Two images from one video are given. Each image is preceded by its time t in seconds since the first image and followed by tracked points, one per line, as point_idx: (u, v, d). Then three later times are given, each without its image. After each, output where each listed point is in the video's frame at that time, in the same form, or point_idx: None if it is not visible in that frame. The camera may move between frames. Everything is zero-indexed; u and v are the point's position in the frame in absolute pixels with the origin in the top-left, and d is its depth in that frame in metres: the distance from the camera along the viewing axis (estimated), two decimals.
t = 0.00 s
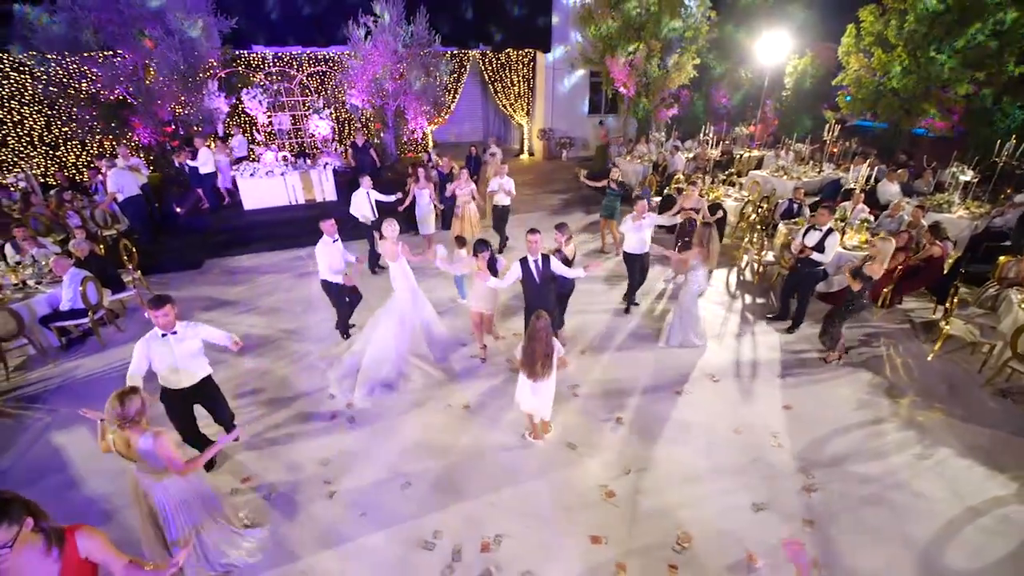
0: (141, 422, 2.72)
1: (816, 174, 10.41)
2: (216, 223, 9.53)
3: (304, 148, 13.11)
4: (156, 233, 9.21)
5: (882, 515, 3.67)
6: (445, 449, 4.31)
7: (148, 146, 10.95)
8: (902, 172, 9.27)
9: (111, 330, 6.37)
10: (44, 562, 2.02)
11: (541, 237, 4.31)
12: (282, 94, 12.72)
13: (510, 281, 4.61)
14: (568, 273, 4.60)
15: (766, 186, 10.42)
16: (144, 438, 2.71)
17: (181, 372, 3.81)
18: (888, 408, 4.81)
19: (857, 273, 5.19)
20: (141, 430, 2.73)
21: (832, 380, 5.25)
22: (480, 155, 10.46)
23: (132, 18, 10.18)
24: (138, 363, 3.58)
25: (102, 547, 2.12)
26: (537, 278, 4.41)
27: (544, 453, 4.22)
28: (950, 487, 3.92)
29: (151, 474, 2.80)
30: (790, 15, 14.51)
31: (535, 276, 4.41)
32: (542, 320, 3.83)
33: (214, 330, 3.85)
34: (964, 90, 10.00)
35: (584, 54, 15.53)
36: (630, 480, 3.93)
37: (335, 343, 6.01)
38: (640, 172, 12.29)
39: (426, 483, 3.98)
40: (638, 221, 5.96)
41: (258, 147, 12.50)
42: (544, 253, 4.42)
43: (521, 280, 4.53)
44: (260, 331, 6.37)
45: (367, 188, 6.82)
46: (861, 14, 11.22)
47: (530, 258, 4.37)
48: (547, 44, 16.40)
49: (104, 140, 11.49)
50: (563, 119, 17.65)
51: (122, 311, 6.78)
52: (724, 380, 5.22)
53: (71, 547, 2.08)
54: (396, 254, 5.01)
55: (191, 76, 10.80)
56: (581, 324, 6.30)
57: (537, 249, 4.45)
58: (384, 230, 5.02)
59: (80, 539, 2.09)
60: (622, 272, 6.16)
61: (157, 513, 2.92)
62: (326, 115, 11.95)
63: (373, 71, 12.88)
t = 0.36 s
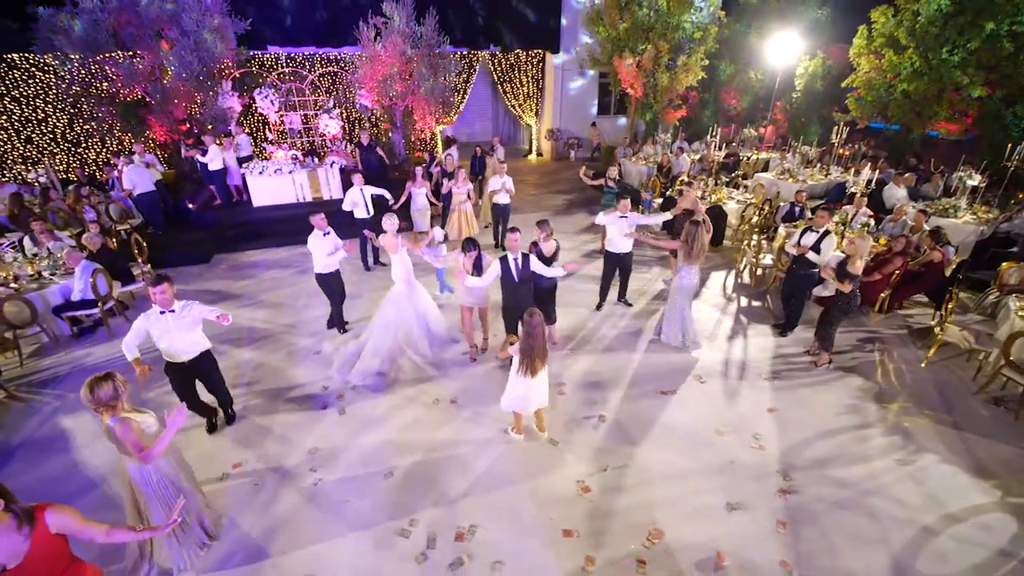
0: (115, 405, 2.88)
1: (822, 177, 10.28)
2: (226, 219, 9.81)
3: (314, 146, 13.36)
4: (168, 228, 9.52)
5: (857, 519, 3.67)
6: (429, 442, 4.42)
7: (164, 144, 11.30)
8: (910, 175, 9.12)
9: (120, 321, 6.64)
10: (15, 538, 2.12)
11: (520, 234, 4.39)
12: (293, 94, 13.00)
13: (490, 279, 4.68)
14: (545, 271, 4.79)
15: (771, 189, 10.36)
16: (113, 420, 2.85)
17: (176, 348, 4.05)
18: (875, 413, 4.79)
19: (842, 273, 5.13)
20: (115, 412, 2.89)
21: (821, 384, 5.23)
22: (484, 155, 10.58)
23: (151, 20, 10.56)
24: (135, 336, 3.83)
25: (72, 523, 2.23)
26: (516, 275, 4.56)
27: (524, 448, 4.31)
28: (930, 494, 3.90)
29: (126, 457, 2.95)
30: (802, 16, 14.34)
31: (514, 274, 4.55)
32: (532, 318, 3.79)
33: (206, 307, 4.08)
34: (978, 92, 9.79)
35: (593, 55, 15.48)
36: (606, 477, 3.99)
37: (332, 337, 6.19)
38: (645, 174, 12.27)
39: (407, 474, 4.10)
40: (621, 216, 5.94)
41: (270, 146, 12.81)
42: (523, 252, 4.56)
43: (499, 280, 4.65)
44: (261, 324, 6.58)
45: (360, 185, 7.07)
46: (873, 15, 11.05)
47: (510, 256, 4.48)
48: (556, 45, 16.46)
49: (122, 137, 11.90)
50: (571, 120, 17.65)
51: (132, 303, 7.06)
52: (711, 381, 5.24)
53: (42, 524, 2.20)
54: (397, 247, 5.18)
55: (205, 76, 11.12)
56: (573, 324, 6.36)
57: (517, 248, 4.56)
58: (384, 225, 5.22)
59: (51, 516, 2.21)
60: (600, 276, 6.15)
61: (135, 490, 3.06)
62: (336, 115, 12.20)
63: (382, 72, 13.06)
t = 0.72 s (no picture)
0: (96, 401, 2.94)
1: (818, 178, 10.29)
2: (226, 217, 10.01)
3: (315, 146, 13.56)
4: (170, 225, 9.74)
5: (823, 515, 3.74)
6: (409, 435, 4.55)
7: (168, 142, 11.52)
8: (905, 177, 9.11)
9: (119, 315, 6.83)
10: None
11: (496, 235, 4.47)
12: (295, 94, 13.20)
13: (465, 279, 4.75)
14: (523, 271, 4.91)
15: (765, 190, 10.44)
16: (94, 414, 2.95)
17: (166, 340, 4.20)
18: (851, 412, 4.84)
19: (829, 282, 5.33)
20: (96, 408, 2.96)
21: (800, 383, 5.29)
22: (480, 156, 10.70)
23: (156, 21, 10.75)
24: (125, 323, 4.00)
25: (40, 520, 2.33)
26: (494, 276, 4.61)
27: (501, 442, 4.42)
28: (898, 492, 3.95)
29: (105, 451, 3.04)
30: (802, 17, 14.33)
31: (492, 274, 4.61)
32: (524, 315, 3.85)
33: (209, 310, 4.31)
34: (976, 93, 9.72)
35: (594, 57, 15.56)
36: (579, 470, 4.09)
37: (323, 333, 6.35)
38: (642, 174, 12.33)
39: (386, 465, 4.23)
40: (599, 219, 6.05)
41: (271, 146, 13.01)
42: (500, 252, 4.62)
43: (477, 279, 4.72)
44: (255, 319, 6.74)
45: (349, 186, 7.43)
46: (872, 16, 11.01)
47: (487, 257, 4.55)
48: (557, 45, 16.56)
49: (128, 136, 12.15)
50: (572, 120, 17.73)
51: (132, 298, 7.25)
52: (691, 379, 5.32)
53: (13, 516, 2.28)
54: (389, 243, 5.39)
55: (208, 77, 11.36)
56: (559, 323, 6.46)
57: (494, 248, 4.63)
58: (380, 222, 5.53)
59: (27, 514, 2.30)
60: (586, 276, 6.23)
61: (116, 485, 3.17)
62: (337, 114, 12.38)
63: (383, 72, 13.22)
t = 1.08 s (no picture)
0: (89, 380, 3.05)
1: (815, 179, 10.28)
2: (230, 213, 10.24)
3: (319, 145, 13.78)
4: (174, 222, 9.98)
5: (792, 508, 3.80)
6: (394, 425, 4.69)
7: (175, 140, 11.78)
8: (903, 178, 9.07)
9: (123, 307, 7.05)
10: None
11: (473, 232, 4.59)
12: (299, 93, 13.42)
13: (443, 275, 4.87)
14: (499, 266, 5.11)
15: (763, 191, 10.42)
16: (88, 394, 3.06)
17: (162, 327, 4.32)
18: (831, 410, 4.89)
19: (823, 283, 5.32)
20: (89, 387, 3.07)
21: (783, 381, 5.34)
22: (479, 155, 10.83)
23: (163, 20, 10.94)
24: (121, 313, 4.08)
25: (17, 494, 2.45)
26: (471, 272, 4.73)
27: (482, 433, 4.54)
28: (870, 488, 4.00)
29: (100, 428, 3.18)
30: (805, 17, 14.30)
31: (469, 271, 4.72)
32: (501, 315, 3.87)
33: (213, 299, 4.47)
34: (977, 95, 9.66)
35: (595, 56, 15.60)
36: (555, 461, 4.20)
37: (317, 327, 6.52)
38: (641, 174, 12.38)
39: (369, 453, 4.38)
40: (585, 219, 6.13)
41: (276, 144, 13.24)
42: (478, 249, 4.73)
43: (454, 276, 4.80)
44: (253, 313, 6.92)
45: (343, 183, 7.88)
46: (874, 16, 10.93)
47: (465, 253, 4.66)
48: (559, 45, 16.63)
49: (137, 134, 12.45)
50: (574, 120, 17.77)
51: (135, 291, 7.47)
52: (674, 376, 5.40)
53: None
54: (384, 240, 5.66)
55: (213, 76, 11.57)
56: (548, 320, 6.57)
57: (472, 245, 4.74)
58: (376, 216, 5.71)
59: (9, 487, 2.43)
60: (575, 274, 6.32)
61: (107, 464, 3.29)
62: (340, 113, 12.58)
63: (385, 72, 13.38)
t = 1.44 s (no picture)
0: (92, 361, 3.29)
1: (812, 180, 10.30)
2: (233, 210, 10.47)
3: (322, 144, 14.00)
4: (178, 218, 10.22)
5: (762, 498, 3.89)
6: (380, 416, 4.83)
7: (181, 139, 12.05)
8: (898, 178, 9.08)
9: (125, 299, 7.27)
10: None
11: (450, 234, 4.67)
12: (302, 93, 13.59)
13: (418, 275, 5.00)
14: (475, 268, 5.17)
15: (759, 191, 10.47)
16: (93, 374, 3.29)
17: (155, 323, 4.49)
18: (810, 405, 4.96)
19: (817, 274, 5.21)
20: (92, 368, 3.30)
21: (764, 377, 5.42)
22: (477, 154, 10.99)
23: (169, 21, 11.20)
24: (117, 307, 4.29)
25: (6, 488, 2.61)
26: (448, 272, 4.84)
27: (464, 424, 4.67)
28: (842, 480, 4.07)
29: (103, 407, 3.40)
30: (807, 18, 14.29)
31: (446, 271, 4.84)
32: (480, 310, 3.98)
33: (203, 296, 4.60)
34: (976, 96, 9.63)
35: (596, 56, 15.68)
36: (533, 451, 4.33)
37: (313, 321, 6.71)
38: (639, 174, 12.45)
39: (354, 440, 4.54)
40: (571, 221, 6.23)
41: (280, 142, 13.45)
42: (454, 249, 4.85)
43: (432, 277, 4.94)
44: (250, 306, 7.11)
45: (337, 181, 8.55)
46: (873, 16, 10.89)
47: (441, 253, 4.76)
48: (560, 45, 16.74)
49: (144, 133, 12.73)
50: (576, 120, 17.86)
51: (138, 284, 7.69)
52: (657, 371, 5.50)
53: None
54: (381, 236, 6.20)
55: (218, 75, 11.80)
56: (537, 317, 6.68)
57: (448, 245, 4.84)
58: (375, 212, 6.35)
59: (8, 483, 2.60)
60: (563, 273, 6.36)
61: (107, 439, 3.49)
62: (343, 112, 12.79)
63: (387, 72, 13.58)
